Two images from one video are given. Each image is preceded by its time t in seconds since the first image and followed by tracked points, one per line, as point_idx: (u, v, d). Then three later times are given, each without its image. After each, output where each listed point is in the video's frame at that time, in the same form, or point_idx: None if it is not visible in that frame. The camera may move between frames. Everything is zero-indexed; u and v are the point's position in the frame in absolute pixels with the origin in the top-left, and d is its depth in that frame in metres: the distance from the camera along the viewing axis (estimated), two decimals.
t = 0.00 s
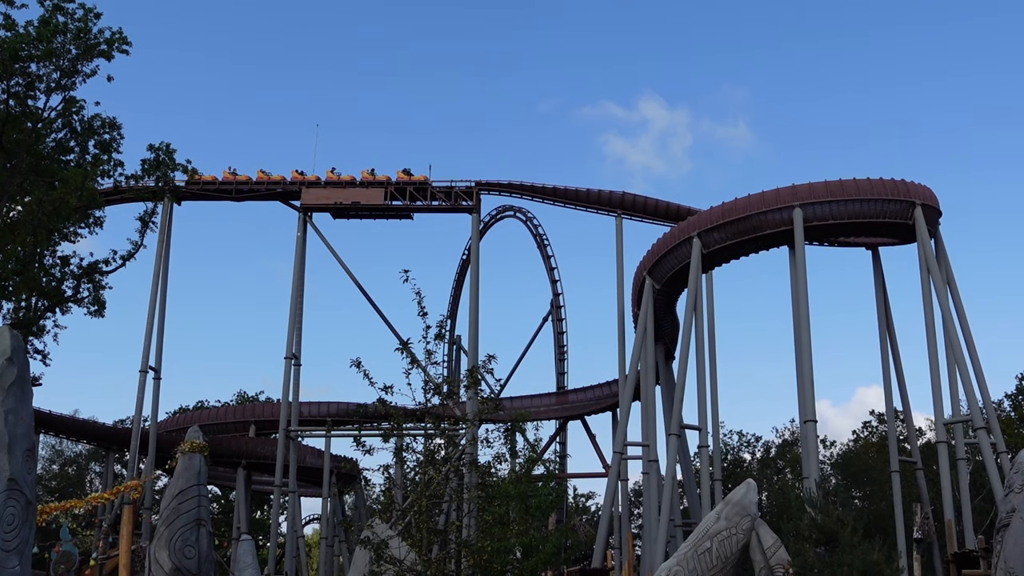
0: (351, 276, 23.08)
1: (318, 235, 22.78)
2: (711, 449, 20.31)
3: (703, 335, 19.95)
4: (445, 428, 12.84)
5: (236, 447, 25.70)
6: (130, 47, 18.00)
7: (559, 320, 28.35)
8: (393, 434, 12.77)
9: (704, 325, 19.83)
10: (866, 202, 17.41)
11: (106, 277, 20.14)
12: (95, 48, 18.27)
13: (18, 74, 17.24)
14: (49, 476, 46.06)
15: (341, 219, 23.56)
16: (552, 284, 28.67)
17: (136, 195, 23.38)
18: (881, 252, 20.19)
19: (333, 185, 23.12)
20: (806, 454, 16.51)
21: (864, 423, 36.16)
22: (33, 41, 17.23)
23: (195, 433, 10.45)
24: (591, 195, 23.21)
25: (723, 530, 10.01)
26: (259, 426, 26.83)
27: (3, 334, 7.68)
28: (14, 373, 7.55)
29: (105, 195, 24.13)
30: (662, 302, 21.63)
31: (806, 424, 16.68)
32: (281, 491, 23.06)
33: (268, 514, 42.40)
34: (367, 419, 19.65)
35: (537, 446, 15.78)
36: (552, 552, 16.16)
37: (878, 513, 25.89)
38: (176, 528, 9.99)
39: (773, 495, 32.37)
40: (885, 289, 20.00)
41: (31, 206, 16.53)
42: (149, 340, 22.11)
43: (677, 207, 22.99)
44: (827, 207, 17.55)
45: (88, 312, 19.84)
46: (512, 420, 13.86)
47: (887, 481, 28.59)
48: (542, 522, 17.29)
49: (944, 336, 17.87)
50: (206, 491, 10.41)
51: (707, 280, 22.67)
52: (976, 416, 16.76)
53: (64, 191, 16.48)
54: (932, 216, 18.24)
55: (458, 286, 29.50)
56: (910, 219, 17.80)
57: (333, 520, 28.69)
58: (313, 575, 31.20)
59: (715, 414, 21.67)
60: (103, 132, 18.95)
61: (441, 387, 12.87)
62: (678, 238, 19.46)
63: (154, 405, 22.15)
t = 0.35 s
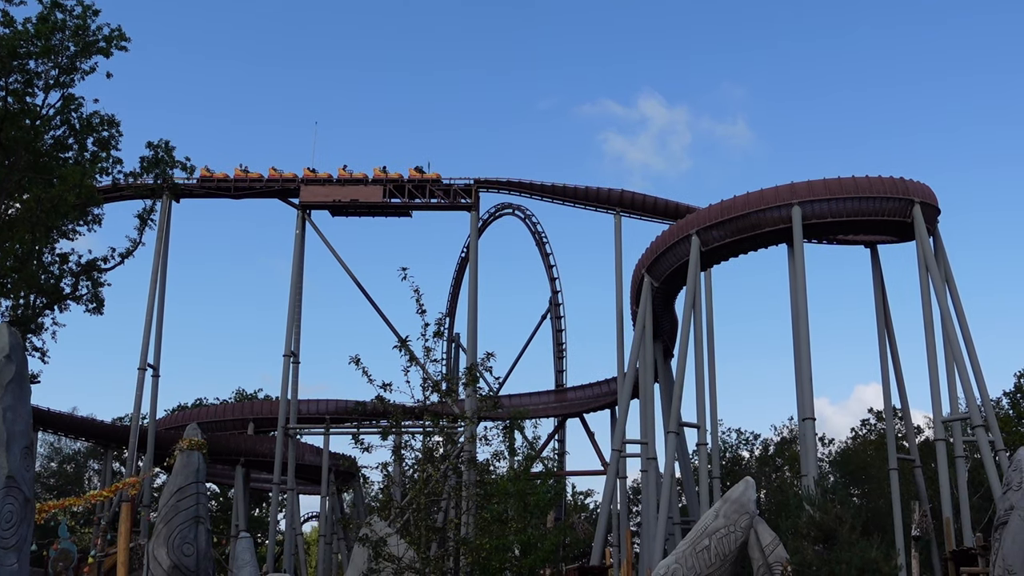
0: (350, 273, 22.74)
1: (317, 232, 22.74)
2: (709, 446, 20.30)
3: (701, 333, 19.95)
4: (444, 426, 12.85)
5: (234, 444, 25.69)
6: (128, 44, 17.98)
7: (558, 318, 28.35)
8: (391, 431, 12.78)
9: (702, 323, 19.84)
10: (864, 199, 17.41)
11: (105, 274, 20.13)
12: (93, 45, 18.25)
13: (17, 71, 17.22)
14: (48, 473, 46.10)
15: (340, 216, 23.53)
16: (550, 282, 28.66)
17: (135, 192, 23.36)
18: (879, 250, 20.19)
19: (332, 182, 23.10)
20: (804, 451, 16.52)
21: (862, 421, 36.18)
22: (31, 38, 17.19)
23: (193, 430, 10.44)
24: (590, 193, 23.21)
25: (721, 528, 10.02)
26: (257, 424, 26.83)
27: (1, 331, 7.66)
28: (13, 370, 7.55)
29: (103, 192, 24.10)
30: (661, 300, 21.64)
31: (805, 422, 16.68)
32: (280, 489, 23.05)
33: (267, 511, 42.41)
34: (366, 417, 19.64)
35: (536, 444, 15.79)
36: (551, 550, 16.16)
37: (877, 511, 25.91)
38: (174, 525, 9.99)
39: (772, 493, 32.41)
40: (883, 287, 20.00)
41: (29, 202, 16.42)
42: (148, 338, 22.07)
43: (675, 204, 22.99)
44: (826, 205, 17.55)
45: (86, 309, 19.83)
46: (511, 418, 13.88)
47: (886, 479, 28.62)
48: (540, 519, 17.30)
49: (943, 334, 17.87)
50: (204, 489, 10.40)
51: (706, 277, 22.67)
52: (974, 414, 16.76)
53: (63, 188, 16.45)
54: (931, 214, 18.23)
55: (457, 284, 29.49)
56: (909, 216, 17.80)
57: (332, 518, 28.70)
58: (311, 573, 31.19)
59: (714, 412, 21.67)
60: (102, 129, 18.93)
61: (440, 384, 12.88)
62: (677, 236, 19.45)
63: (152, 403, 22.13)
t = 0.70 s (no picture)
0: (349, 272, 22.24)
1: (315, 230, 22.71)
2: (708, 443, 20.30)
3: (700, 330, 19.96)
4: (443, 424, 12.87)
5: (233, 443, 25.69)
6: (126, 42, 17.94)
7: (556, 315, 28.33)
8: (390, 429, 12.79)
9: (700, 319, 19.85)
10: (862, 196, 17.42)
11: (103, 273, 20.11)
12: (91, 43, 18.22)
13: (15, 70, 17.20)
14: (47, 472, 46.09)
15: (338, 214, 23.51)
16: (549, 279, 28.64)
17: (133, 190, 23.32)
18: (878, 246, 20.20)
19: (330, 179, 23.08)
20: (803, 448, 16.53)
21: (861, 418, 36.19)
22: (29, 37, 17.15)
23: (192, 429, 10.45)
24: (589, 190, 23.20)
25: (720, 524, 10.07)
26: (256, 422, 26.82)
27: None
28: (12, 368, 7.55)
29: (101, 190, 24.06)
30: (659, 297, 21.65)
31: (803, 419, 16.70)
32: (278, 487, 23.03)
33: (266, 509, 42.36)
34: (365, 415, 19.65)
35: (535, 441, 15.80)
36: (550, 547, 16.16)
37: (875, 507, 25.93)
38: (173, 524, 9.99)
39: (770, 490, 32.42)
40: (882, 283, 20.00)
41: (27, 201, 16.32)
42: (146, 336, 22.04)
43: (674, 201, 22.98)
44: (824, 202, 17.55)
45: (85, 308, 19.81)
46: (509, 415, 13.89)
47: (885, 475, 28.64)
48: (539, 517, 17.29)
49: (941, 330, 17.89)
50: (203, 487, 10.40)
51: (704, 274, 22.68)
52: (973, 411, 16.77)
53: (60, 186, 16.47)
54: (929, 210, 18.23)
55: (455, 281, 29.48)
56: (907, 213, 17.79)
57: (331, 516, 28.70)
58: (311, 571, 31.18)
59: (712, 409, 21.69)
60: (100, 127, 18.91)
61: (438, 381, 12.87)
62: (676, 233, 19.45)
63: (151, 402, 22.13)
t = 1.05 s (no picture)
0: (347, 271, 23.28)
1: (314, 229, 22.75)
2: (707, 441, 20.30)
3: (698, 328, 19.95)
4: (442, 422, 12.89)
5: (232, 441, 25.68)
6: (124, 40, 17.95)
7: (555, 313, 28.34)
8: (389, 427, 12.80)
9: (699, 317, 19.85)
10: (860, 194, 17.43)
11: (101, 271, 20.10)
12: (89, 42, 18.21)
13: (13, 68, 17.19)
14: (46, 471, 46.02)
15: (337, 212, 23.52)
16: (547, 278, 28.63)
17: (131, 188, 23.30)
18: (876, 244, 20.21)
19: (328, 177, 23.08)
20: (802, 446, 16.53)
21: (859, 416, 36.21)
22: (27, 35, 17.15)
23: (190, 427, 10.45)
24: (587, 188, 23.21)
25: (719, 522, 10.08)
26: (255, 420, 26.80)
27: None
28: (10, 367, 7.54)
29: (100, 189, 24.03)
30: (658, 295, 21.66)
31: (802, 417, 16.69)
32: (277, 486, 23.02)
33: (265, 508, 42.34)
34: (363, 413, 19.66)
35: (534, 440, 15.81)
36: (548, 545, 16.16)
37: (874, 505, 25.95)
38: (172, 522, 9.99)
39: (769, 488, 32.41)
40: (880, 281, 20.02)
41: (25, 200, 16.31)
42: (144, 335, 22.04)
43: (672, 199, 22.99)
44: (823, 200, 17.55)
45: (84, 306, 19.80)
46: (508, 413, 13.89)
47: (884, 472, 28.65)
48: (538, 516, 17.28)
49: (939, 328, 17.89)
50: (202, 486, 10.39)
51: (703, 272, 22.68)
52: (971, 408, 16.76)
53: (58, 185, 16.48)
54: (927, 207, 18.24)
55: (454, 280, 29.47)
56: (905, 211, 17.80)
57: (329, 514, 28.69)
58: (310, 570, 31.17)
59: (711, 407, 21.68)
60: (98, 125, 18.90)
61: (437, 380, 12.88)
62: (674, 231, 19.44)
63: (150, 400, 22.13)
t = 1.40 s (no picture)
0: (348, 272, 23.62)
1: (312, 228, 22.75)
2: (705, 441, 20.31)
3: (697, 327, 19.95)
4: (441, 422, 12.88)
5: (231, 441, 25.69)
6: (123, 39, 17.94)
7: (554, 313, 28.33)
8: (388, 426, 12.80)
9: (697, 317, 19.85)
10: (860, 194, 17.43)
11: (100, 270, 20.09)
12: (87, 41, 18.19)
13: (11, 67, 17.18)
14: (44, 470, 45.99)
15: (336, 211, 23.52)
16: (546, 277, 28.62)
17: (130, 188, 23.28)
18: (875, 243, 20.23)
19: (327, 176, 23.07)
20: (800, 446, 16.54)
21: (858, 415, 36.22)
22: (25, 34, 17.14)
23: (189, 427, 10.46)
24: (586, 187, 23.20)
25: (718, 522, 10.08)
26: (254, 420, 26.79)
27: None
28: (8, 367, 7.54)
29: (98, 188, 24.02)
30: (657, 294, 21.66)
31: (801, 416, 16.68)
32: (277, 485, 23.03)
33: (264, 508, 42.38)
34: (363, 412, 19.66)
35: (533, 439, 15.81)
36: (547, 544, 16.17)
37: (873, 504, 25.97)
38: (171, 522, 9.99)
39: (767, 487, 32.44)
40: (879, 280, 20.03)
41: (24, 199, 16.30)
42: (143, 334, 22.03)
43: (671, 199, 22.99)
44: (821, 199, 17.55)
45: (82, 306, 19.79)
46: (507, 413, 13.90)
47: (882, 471, 28.66)
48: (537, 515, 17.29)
49: (938, 327, 17.90)
50: (200, 486, 10.39)
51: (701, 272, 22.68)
52: (970, 407, 16.77)
53: (57, 184, 16.49)
54: (926, 207, 18.24)
55: (453, 279, 29.46)
56: (904, 210, 17.80)
57: (329, 513, 28.70)
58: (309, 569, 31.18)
59: (709, 406, 21.69)
60: (96, 125, 18.88)
61: (436, 379, 12.88)
62: (673, 230, 19.44)
63: (149, 400, 22.12)
